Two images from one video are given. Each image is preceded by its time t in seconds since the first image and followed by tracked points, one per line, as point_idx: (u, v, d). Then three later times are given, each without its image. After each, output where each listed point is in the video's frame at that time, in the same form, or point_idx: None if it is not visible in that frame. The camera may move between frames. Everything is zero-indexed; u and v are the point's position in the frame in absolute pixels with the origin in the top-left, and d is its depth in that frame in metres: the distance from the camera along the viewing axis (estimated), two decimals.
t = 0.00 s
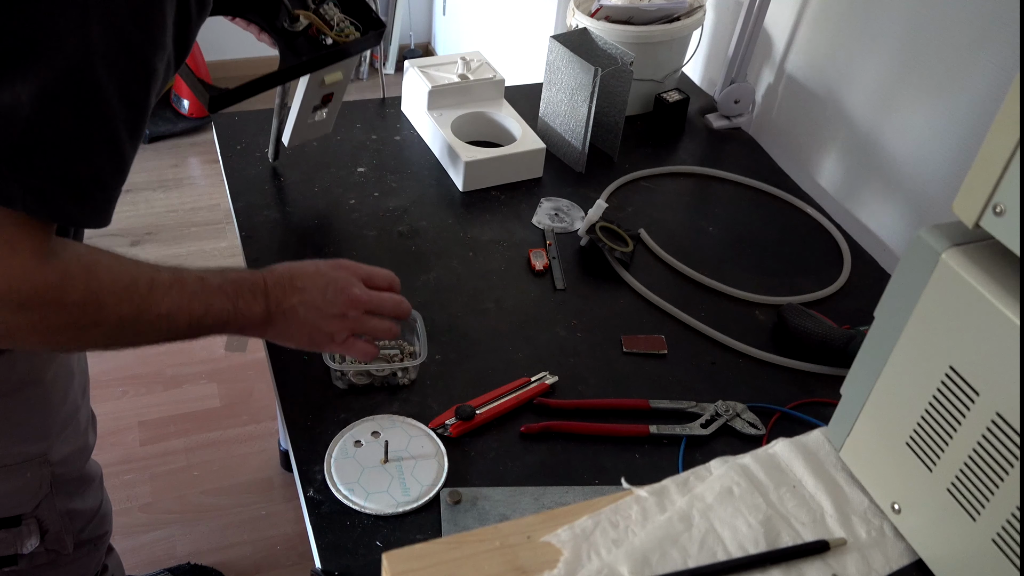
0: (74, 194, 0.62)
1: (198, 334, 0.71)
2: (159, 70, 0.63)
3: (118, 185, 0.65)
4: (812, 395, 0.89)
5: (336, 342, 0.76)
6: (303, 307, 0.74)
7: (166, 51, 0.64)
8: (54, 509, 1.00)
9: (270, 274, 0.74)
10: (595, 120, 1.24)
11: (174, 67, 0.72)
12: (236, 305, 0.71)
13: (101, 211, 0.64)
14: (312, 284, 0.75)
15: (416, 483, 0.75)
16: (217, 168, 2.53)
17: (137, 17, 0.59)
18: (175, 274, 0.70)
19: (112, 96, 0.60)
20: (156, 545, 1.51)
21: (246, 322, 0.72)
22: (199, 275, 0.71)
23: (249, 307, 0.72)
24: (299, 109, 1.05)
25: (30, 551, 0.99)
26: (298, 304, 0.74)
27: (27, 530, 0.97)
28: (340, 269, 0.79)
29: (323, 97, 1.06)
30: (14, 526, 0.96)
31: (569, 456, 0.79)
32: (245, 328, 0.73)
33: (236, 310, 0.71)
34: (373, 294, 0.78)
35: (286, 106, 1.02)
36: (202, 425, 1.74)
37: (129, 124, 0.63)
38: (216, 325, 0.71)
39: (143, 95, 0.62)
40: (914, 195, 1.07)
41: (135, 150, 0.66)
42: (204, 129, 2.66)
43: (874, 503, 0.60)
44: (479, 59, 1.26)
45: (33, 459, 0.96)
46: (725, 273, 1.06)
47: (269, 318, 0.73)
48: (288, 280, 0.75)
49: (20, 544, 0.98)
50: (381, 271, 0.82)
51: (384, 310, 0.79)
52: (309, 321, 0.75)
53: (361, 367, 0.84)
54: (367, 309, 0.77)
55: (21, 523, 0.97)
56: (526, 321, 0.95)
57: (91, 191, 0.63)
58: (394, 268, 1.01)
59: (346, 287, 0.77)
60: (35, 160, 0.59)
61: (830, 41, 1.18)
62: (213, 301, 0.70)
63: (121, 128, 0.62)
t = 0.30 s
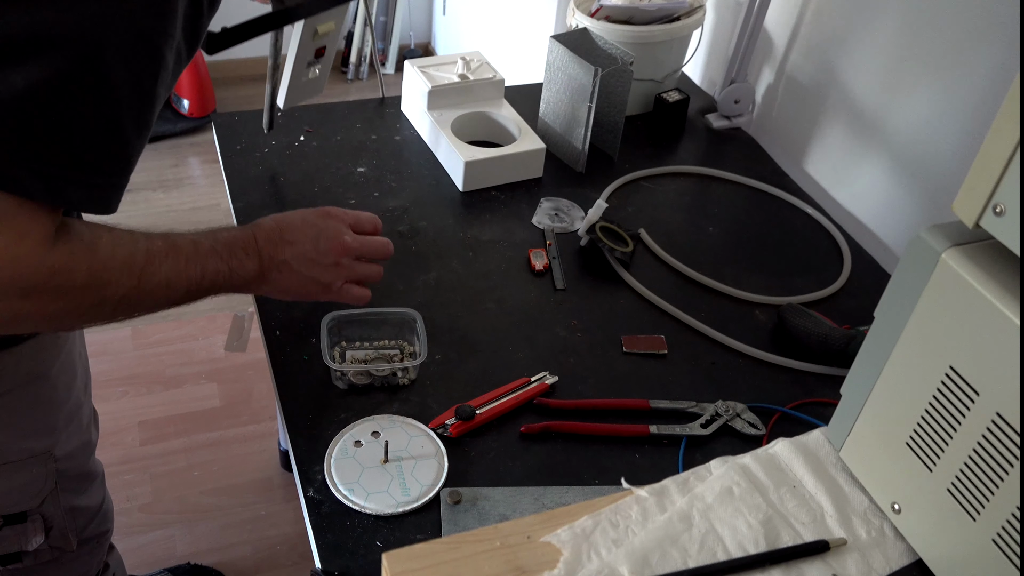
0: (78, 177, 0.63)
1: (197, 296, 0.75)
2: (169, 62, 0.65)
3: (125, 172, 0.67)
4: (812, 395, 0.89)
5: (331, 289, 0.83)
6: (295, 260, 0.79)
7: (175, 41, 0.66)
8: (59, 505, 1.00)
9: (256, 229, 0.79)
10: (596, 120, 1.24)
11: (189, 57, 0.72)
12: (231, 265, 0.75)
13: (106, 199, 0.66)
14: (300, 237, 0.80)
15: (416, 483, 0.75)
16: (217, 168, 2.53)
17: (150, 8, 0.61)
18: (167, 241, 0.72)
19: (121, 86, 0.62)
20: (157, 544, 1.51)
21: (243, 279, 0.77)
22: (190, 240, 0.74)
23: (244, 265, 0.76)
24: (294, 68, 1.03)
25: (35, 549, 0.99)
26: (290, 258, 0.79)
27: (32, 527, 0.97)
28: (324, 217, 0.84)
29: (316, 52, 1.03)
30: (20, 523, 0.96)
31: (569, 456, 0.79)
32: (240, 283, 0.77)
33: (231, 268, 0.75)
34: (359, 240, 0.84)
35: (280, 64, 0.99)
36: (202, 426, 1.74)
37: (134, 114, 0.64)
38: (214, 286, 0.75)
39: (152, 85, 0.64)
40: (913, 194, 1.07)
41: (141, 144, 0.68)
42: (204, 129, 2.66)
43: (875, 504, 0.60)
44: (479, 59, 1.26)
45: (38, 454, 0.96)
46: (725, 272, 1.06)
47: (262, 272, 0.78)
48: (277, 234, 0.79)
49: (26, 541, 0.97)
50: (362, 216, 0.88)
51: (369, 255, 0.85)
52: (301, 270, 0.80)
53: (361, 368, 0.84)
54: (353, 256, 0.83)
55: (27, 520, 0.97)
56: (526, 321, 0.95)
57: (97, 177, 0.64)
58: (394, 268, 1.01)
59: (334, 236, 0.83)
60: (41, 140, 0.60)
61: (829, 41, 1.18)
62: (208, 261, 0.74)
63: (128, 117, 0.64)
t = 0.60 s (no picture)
0: (95, 166, 0.60)
1: (204, 288, 0.75)
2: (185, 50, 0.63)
3: (143, 164, 0.64)
4: (812, 395, 0.89)
5: (332, 283, 0.84)
6: (299, 254, 0.81)
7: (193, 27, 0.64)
8: (66, 502, 1.00)
9: (260, 223, 0.79)
10: (596, 120, 1.24)
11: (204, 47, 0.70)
12: (237, 258, 0.75)
13: (123, 189, 0.63)
14: (302, 232, 0.81)
15: (416, 483, 0.75)
16: (217, 168, 2.53)
17: None
18: (176, 234, 0.72)
19: (141, 74, 0.60)
20: (157, 544, 1.51)
21: (249, 272, 0.77)
22: (197, 233, 0.74)
23: (250, 258, 0.77)
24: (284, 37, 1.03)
25: (42, 546, 0.99)
26: (294, 252, 0.80)
27: (39, 523, 0.97)
28: (326, 212, 0.85)
29: (307, 25, 1.05)
30: (28, 519, 0.96)
31: (569, 456, 0.79)
32: (245, 277, 0.77)
33: (238, 261, 0.75)
34: (358, 235, 0.86)
35: (269, 33, 1.01)
36: (203, 425, 1.74)
37: (153, 104, 0.62)
38: (221, 279, 0.75)
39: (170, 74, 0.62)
40: (914, 194, 1.07)
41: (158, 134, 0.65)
42: (203, 128, 2.66)
43: (874, 503, 0.60)
44: (479, 59, 1.26)
45: (45, 450, 0.97)
46: (725, 273, 1.06)
47: (267, 266, 0.78)
48: (280, 228, 0.80)
49: (33, 538, 0.98)
50: (359, 212, 0.89)
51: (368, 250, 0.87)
52: (303, 264, 0.81)
53: (361, 368, 0.84)
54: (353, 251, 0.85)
55: (34, 516, 0.97)
56: (526, 321, 0.95)
57: (114, 167, 0.62)
58: (394, 268, 1.01)
59: (335, 230, 0.84)
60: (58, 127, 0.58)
61: (830, 41, 1.18)
62: (215, 254, 0.74)
63: (147, 105, 0.61)
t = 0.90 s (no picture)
0: (104, 152, 0.60)
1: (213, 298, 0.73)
2: (196, 39, 0.63)
3: (153, 153, 0.64)
4: (811, 395, 0.89)
5: (345, 300, 0.80)
6: (311, 268, 0.78)
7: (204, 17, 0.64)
8: (72, 499, 1.01)
9: (273, 236, 0.77)
10: (596, 120, 1.24)
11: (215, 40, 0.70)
12: (248, 268, 0.74)
13: (133, 178, 0.63)
14: (315, 246, 0.78)
15: (416, 483, 0.75)
16: (217, 168, 2.53)
17: None
18: (189, 241, 0.72)
19: (153, 62, 0.60)
20: (157, 544, 1.52)
21: (258, 284, 0.75)
22: (211, 241, 0.73)
23: (259, 269, 0.75)
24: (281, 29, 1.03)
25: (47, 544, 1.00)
26: (306, 266, 0.77)
27: (45, 520, 0.98)
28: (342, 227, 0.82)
29: (302, 13, 1.05)
30: (35, 516, 0.97)
31: (569, 456, 0.79)
32: (254, 288, 0.75)
33: (248, 272, 0.73)
34: (375, 252, 0.81)
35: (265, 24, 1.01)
36: (203, 425, 1.74)
37: (163, 93, 0.62)
38: (232, 289, 0.74)
39: (180, 63, 0.62)
40: (913, 194, 1.07)
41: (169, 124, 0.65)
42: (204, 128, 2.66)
43: (874, 503, 0.60)
44: (479, 59, 1.26)
45: (52, 447, 0.97)
46: (725, 272, 1.06)
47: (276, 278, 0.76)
48: (293, 242, 0.78)
49: (39, 536, 0.98)
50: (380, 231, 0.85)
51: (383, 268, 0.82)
52: (315, 279, 0.78)
53: (361, 368, 0.84)
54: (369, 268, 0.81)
55: (41, 513, 0.98)
56: (526, 321, 0.95)
57: (125, 154, 0.62)
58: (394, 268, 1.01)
59: (350, 245, 0.80)
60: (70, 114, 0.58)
61: (830, 41, 1.18)
62: (225, 262, 0.73)
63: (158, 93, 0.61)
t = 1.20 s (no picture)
0: (108, 141, 0.60)
1: (221, 334, 0.71)
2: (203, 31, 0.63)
3: (157, 145, 0.64)
4: (811, 395, 0.89)
5: (350, 367, 0.76)
6: (327, 324, 0.74)
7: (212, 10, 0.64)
8: (77, 497, 1.01)
9: (297, 285, 0.75)
10: (596, 120, 1.24)
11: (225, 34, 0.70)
12: (262, 309, 0.71)
13: (137, 168, 0.63)
14: (336, 304, 0.75)
15: (416, 483, 0.75)
16: (217, 168, 2.53)
17: None
18: (205, 270, 0.70)
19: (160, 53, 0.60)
20: (157, 544, 1.52)
21: (270, 328, 0.72)
22: (228, 275, 0.71)
23: (274, 313, 0.72)
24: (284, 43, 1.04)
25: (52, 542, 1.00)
26: (322, 320, 0.74)
27: (51, 518, 0.98)
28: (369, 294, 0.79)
29: (306, 27, 1.05)
30: (40, 514, 0.97)
31: (569, 456, 0.79)
32: (264, 332, 0.72)
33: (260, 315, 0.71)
34: (396, 327, 0.77)
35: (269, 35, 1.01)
36: (203, 425, 1.74)
37: (169, 85, 0.62)
38: (241, 328, 0.71)
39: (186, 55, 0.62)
40: (914, 194, 1.07)
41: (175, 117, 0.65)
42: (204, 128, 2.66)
43: (874, 503, 0.60)
44: (479, 59, 1.26)
45: (59, 444, 0.98)
46: (725, 273, 1.06)
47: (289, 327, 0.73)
48: (315, 294, 0.75)
49: (44, 534, 0.98)
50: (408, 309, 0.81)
51: (400, 346, 0.78)
52: (328, 336, 0.74)
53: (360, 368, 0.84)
54: (386, 341, 0.77)
55: (47, 511, 0.98)
56: (526, 321, 0.95)
57: (130, 144, 0.62)
58: (394, 268, 1.01)
59: (372, 313, 0.77)
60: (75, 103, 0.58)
61: (830, 41, 1.18)
62: (240, 299, 0.70)
63: (164, 85, 0.62)
